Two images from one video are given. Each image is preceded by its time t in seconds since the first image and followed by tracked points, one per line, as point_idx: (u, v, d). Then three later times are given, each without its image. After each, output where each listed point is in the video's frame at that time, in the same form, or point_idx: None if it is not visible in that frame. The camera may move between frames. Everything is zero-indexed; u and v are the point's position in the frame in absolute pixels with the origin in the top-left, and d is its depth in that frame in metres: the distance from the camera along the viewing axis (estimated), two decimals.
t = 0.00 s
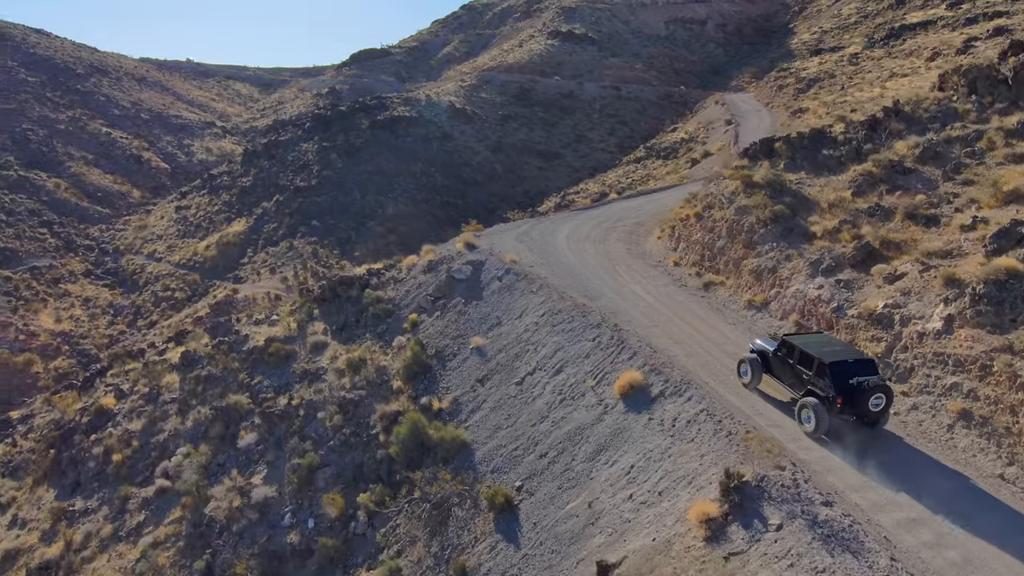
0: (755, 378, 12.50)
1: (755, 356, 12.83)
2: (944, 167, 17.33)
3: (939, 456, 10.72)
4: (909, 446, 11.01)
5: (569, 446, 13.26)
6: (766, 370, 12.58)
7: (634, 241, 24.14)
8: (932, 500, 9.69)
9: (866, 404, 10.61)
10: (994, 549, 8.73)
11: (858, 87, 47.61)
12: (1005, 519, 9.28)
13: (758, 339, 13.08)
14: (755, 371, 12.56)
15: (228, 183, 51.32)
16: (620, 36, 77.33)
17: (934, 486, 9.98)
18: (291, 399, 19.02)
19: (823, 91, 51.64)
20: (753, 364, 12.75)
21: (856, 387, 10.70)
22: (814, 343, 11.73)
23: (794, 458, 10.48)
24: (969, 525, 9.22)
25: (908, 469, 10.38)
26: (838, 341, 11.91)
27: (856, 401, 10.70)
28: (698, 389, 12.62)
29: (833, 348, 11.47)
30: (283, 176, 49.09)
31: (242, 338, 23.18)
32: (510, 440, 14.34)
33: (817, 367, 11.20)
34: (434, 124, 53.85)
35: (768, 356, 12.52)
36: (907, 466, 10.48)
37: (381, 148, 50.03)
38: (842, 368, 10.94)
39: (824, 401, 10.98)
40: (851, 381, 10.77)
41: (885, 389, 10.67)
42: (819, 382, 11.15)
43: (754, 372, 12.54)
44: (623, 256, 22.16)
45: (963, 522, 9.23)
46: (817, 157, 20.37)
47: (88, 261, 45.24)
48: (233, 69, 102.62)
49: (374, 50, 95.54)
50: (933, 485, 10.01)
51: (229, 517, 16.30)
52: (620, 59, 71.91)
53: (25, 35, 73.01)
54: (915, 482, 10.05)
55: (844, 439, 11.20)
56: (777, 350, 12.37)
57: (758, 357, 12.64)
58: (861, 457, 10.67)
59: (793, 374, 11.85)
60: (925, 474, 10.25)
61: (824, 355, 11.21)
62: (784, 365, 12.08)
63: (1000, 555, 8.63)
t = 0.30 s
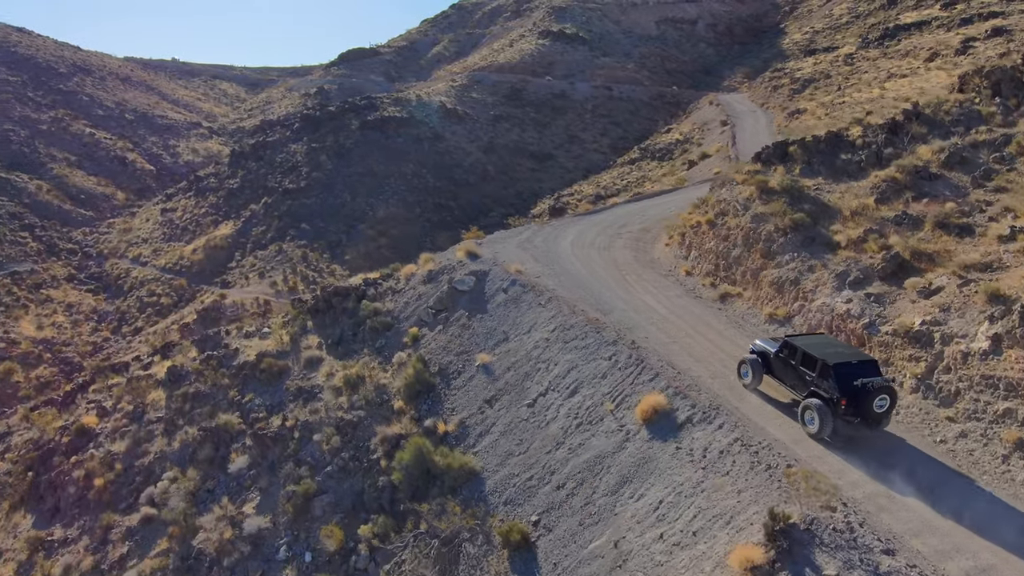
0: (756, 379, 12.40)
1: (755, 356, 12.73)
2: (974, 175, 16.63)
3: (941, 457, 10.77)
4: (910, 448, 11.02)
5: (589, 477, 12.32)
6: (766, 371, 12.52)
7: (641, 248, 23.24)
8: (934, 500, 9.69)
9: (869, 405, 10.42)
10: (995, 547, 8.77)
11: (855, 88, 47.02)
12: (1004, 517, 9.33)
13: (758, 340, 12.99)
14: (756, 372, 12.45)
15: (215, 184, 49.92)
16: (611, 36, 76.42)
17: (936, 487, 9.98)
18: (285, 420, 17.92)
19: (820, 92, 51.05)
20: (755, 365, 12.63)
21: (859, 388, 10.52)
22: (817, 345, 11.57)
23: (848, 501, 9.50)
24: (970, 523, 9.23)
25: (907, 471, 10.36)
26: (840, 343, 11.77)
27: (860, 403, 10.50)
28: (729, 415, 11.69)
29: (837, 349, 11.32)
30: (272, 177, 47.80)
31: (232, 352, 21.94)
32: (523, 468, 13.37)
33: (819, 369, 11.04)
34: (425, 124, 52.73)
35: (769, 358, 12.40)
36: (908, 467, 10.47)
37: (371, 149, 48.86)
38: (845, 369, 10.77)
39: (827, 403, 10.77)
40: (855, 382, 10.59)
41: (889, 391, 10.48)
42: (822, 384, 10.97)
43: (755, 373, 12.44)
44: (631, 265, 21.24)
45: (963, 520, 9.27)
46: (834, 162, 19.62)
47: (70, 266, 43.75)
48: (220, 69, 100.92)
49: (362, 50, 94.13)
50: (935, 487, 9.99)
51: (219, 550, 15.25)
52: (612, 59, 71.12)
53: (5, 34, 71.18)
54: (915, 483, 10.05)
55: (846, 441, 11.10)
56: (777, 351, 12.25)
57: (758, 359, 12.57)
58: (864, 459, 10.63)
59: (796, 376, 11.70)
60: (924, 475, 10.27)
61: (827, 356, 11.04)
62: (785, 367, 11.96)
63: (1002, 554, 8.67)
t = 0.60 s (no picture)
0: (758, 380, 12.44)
1: (755, 357, 12.79)
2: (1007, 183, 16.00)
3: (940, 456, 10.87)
4: (911, 448, 11.09)
5: (613, 512, 11.41)
6: (766, 372, 12.56)
7: (649, 254, 22.38)
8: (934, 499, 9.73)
9: (873, 407, 10.57)
10: (1000, 549, 8.75)
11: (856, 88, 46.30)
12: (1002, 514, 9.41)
13: (757, 341, 13.06)
14: (756, 374, 12.46)
15: (205, 186, 48.64)
16: (606, 36, 75.50)
17: (937, 487, 10.02)
18: (281, 441, 16.91)
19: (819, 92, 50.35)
20: (755, 366, 12.64)
21: (861, 389, 10.64)
22: (818, 346, 11.63)
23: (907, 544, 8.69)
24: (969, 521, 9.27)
25: (909, 471, 10.41)
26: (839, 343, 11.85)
27: (863, 404, 10.60)
28: (766, 446, 10.82)
29: (838, 350, 11.38)
30: (263, 179, 46.62)
31: (223, 366, 20.78)
32: (539, 499, 12.46)
33: (821, 370, 11.11)
34: (418, 124, 51.67)
35: (769, 358, 12.45)
36: (908, 467, 10.53)
37: (364, 151, 47.74)
38: (848, 371, 10.85)
39: (830, 404, 10.86)
40: (858, 383, 10.69)
41: (892, 392, 10.64)
42: (824, 385, 11.05)
43: (755, 375, 12.47)
44: (642, 274, 20.35)
45: (967, 521, 9.23)
46: (855, 166, 18.83)
47: (56, 270, 42.38)
48: (210, 69, 99.41)
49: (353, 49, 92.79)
50: (935, 486, 10.03)
51: None
52: (606, 59, 70.34)
53: None
54: (918, 482, 10.09)
55: (847, 442, 11.15)
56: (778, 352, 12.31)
57: (759, 360, 12.58)
58: (866, 460, 10.66)
59: (797, 377, 11.75)
60: (926, 474, 10.32)
61: (830, 357, 11.10)
62: (786, 368, 12.01)
63: (1001, 551, 8.73)
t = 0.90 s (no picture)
0: (759, 381, 12.42)
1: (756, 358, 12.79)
2: None
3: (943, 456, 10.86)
4: (915, 449, 11.07)
5: (644, 551, 10.55)
6: (768, 373, 12.54)
7: (662, 261, 21.52)
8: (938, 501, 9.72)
9: (877, 408, 10.52)
10: (1001, 549, 8.77)
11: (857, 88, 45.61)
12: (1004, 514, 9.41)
13: (758, 342, 13.06)
14: (757, 375, 12.44)
15: (196, 187, 47.42)
16: (602, 35, 74.67)
17: (940, 488, 10.01)
18: (279, 464, 15.94)
19: (819, 92, 49.67)
20: (757, 367, 12.63)
21: (865, 390, 10.62)
22: (820, 347, 11.61)
23: None
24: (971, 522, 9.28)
25: (911, 472, 10.42)
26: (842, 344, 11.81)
27: (868, 405, 10.58)
28: (811, 481, 10.04)
29: (841, 351, 11.36)
30: (256, 180, 45.51)
31: (217, 382, 19.75)
32: (561, 535, 11.60)
33: (825, 370, 11.09)
34: (413, 125, 50.66)
35: (771, 360, 12.44)
36: (912, 468, 10.53)
37: (358, 151, 46.72)
38: (851, 372, 10.84)
39: (834, 406, 10.84)
40: (862, 385, 10.67)
41: (896, 393, 10.63)
42: (828, 386, 11.03)
43: (756, 376, 12.47)
44: (656, 282, 19.47)
45: (970, 523, 9.22)
46: (880, 172, 18.10)
47: (44, 273, 41.09)
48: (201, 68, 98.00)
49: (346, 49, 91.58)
50: (938, 488, 10.03)
51: None
52: (602, 59, 69.52)
53: None
54: (916, 483, 10.14)
55: (850, 444, 11.15)
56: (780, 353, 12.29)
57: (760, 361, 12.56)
58: (869, 461, 10.66)
59: (800, 379, 11.72)
60: (924, 473, 10.40)
61: (833, 359, 11.07)
62: (788, 369, 11.99)
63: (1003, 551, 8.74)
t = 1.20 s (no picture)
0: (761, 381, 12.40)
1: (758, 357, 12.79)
2: None
3: (945, 457, 10.84)
4: (917, 450, 11.04)
5: None
6: (770, 373, 12.52)
7: (675, 268, 20.72)
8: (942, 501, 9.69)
9: (881, 408, 10.50)
10: (1007, 549, 8.74)
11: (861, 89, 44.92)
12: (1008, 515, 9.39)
13: (760, 343, 13.07)
14: (759, 375, 12.42)
15: (189, 189, 46.31)
16: (600, 35, 73.82)
17: (944, 489, 9.98)
18: (280, 489, 14.98)
19: (820, 93, 49.09)
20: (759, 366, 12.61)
21: (870, 390, 10.60)
22: (824, 347, 11.60)
23: None
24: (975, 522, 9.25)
25: (915, 473, 10.38)
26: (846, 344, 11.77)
27: (872, 406, 10.55)
28: (866, 519, 9.22)
29: (845, 351, 11.35)
30: (250, 182, 44.46)
31: (212, 399, 18.73)
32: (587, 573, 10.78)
33: (828, 370, 11.07)
34: (410, 125, 49.71)
35: (773, 359, 12.44)
36: (915, 469, 10.50)
37: (355, 152, 45.77)
38: (856, 372, 10.82)
39: (838, 406, 10.82)
40: (866, 385, 10.65)
41: (900, 393, 10.62)
42: (832, 387, 11.01)
43: (757, 376, 12.45)
44: (671, 292, 18.62)
45: (974, 524, 9.20)
46: (907, 177, 17.44)
47: (34, 277, 39.87)
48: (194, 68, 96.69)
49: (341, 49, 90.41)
50: (941, 488, 10.00)
51: None
52: (600, 59, 68.71)
53: None
54: (921, 484, 10.09)
55: (853, 444, 11.12)
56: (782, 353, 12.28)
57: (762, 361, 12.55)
58: (873, 462, 10.63)
59: (804, 378, 11.69)
60: (927, 475, 10.33)
61: (836, 358, 11.06)
62: (791, 368, 11.98)
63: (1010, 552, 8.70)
